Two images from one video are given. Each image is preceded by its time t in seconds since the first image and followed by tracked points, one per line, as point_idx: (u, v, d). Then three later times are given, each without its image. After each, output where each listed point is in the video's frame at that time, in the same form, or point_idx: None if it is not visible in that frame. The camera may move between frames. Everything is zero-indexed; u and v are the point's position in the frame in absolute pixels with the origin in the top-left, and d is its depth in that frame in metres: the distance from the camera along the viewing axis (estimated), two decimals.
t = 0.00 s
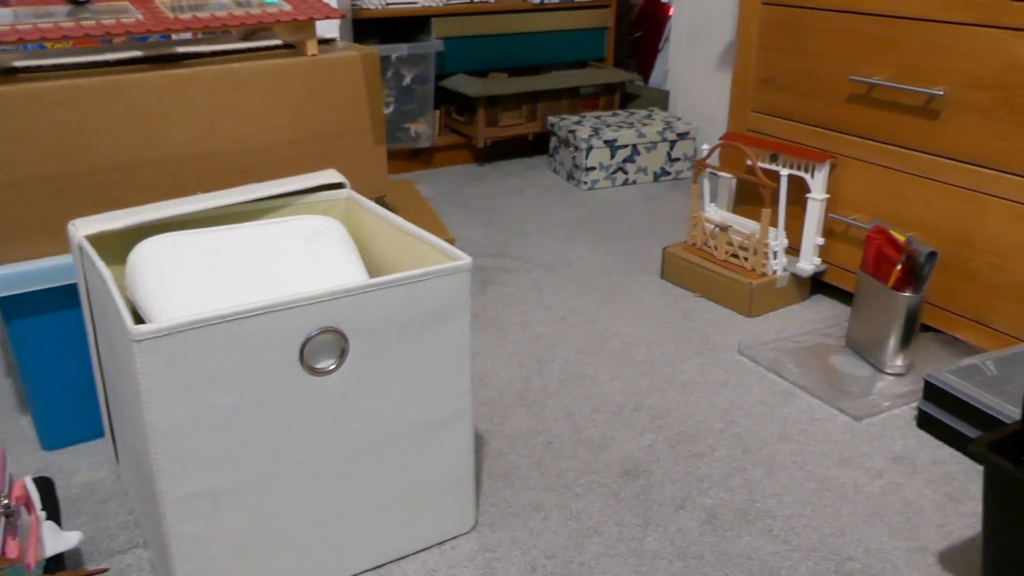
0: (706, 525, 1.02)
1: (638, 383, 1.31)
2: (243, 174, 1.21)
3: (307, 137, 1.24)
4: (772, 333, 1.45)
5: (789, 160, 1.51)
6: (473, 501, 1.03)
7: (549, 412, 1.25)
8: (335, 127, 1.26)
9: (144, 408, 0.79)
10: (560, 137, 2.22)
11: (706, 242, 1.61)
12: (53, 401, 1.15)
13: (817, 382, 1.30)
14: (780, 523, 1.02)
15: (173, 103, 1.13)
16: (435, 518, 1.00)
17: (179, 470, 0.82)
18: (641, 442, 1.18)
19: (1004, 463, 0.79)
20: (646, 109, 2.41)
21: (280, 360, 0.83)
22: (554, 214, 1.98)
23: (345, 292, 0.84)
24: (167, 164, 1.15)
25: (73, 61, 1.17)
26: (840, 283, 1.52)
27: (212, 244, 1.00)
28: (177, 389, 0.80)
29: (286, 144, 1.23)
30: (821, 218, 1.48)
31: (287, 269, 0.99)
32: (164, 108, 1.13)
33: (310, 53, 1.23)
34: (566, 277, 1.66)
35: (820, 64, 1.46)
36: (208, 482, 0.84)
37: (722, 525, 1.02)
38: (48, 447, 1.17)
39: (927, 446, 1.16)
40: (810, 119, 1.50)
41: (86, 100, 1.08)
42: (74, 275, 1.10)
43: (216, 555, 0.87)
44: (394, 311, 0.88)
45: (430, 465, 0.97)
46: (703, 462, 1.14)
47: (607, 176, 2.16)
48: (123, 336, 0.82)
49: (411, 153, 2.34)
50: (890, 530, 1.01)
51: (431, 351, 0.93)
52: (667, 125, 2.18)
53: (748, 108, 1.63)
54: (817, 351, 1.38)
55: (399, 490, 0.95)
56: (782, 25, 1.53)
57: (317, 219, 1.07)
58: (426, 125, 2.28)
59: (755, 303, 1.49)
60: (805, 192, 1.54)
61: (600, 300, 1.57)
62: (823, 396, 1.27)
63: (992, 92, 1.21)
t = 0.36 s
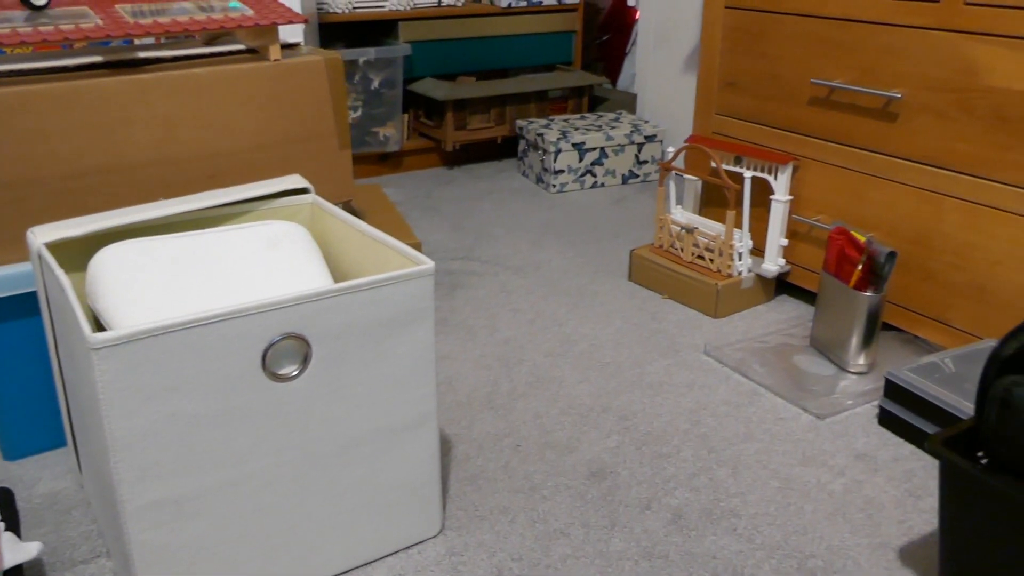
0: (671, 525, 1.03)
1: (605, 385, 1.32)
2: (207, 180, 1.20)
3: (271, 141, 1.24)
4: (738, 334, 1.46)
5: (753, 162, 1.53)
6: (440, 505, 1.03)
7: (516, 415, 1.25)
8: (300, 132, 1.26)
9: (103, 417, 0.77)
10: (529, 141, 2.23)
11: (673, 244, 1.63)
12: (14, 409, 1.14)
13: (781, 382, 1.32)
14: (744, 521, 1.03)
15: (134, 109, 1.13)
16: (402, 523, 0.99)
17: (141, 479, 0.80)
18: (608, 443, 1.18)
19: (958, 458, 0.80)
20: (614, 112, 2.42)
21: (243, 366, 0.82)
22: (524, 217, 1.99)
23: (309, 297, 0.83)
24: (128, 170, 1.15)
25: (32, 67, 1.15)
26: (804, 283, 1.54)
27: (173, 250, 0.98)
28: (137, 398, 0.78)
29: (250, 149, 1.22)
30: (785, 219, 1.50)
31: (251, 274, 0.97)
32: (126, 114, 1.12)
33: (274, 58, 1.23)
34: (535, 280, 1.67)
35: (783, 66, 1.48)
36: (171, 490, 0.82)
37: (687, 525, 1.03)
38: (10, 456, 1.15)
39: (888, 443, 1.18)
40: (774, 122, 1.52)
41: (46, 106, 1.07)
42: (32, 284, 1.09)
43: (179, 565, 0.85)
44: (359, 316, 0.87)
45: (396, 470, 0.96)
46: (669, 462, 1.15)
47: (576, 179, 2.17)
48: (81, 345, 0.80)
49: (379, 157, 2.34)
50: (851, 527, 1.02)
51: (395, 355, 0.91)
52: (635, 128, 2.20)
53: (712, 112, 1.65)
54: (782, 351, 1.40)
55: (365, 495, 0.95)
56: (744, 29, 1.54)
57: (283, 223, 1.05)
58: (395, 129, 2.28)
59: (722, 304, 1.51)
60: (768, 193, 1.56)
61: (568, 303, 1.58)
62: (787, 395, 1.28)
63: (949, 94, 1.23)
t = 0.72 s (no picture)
0: (647, 527, 1.03)
1: (582, 388, 1.32)
2: (179, 184, 1.20)
3: (243, 146, 1.24)
4: (714, 336, 1.47)
5: (728, 165, 1.54)
6: (417, 510, 1.03)
7: (493, 418, 1.25)
8: (272, 137, 1.26)
9: (74, 424, 0.76)
10: (507, 144, 2.23)
11: (650, 247, 1.63)
12: None
13: (757, 384, 1.32)
14: (719, 523, 1.04)
15: (105, 114, 1.12)
16: (378, 528, 0.99)
17: (112, 487, 0.79)
18: (585, 446, 1.19)
19: (927, 458, 0.81)
20: (592, 116, 2.43)
21: (215, 372, 0.81)
22: (503, 221, 1.99)
23: (281, 303, 0.83)
24: (99, 175, 1.14)
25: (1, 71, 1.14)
26: (779, 285, 1.55)
27: (144, 257, 0.97)
28: (107, 405, 0.77)
29: (222, 154, 1.22)
30: (760, 222, 1.51)
31: (224, 280, 0.97)
32: (96, 119, 1.12)
33: (246, 62, 1.23)
34: (513, 283, 1.67)
35: (757, 70, 1.49)
36: (143, 498, 0.81)
37: (663, 528, 1.03)
38: None
39: (862, 443, 1.19)
40: (749, 125, 1.53)
41: (15, 112, 1.06)
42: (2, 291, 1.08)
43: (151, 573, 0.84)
44: (332, 321, 0.87)
45: (370, 475, 0.95)
46: (646, 464, 1.15)
47: (554, 182, 2.18)
48: (50, 352, 0.79)
49: (357, 161, 2.33)
50: (825, 527, 1.03)
51: (369, 360, 0.91)
52: (612, 131, 2.21)
53: (687, 114, 1.66)
54: (757, 353, 1.41)
55: (340, 500, 0.94)
56: (718, 32, 1.55)
57: (256, 228, 1.05)
58: (372, 133, 2.28)
59: (698, 306, 1.52)
60: (743, 195, 1.58)
61: (546, 306, 1.58)
62: (762, 397, 1.29)
63: (919, 97, 1.24)
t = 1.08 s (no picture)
0: (639, 529, 1.04)
1: (573, 390, 1.32)
2: (169, 186, 1.20)
3: (233, 148, 1.23)
4: (705, 338, 1.48)
5: (719, 167, 1.55)
6: (408, 512, 1.02)
7: (485, 421, 1.25)
8: (262, 139, 1.25)
9: (63, 427, 0.75)
10: (498, 146, 2.23)
11: (641, 249, 1.64)
12: None
13: (748, 386, 1.33)
14: (711, 524, 1.04)
15: (94, 115, 1.12)
16: (369, 531, 0.98)
17: (102, 490, 0.79)
18: (576, 448, 1.19)
19: (916, 459, 0.81)
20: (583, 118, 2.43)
21: (206, 375, 0.81)
22: (494, 223, 1.99)
23: (272, 305, 0.82)
24: (88, 177, 1.13)
25: None
26: (770, 287, 1.56)
27: (134, 258, 0.96)
28: (96, 409, 0.76)
29: (212, 156, 1.22)
30: (751, 224, 1.51)
31: (215, 282, 0.96)
32: (85, 121, 1.11)
33: (237, 64, 1.23)
34: (505, 285, 1.67)
35: (747, 72, 1.50)
36: (133, 502, 0.81)
37: (655, 530, 1.03)
38: None
39: (852, 445, 1.19)
40: (739, 127, 1.54)
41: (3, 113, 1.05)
42: None
43: None
44: (323, 322, 0.87)
45: (361, 477, 0.95)
46: (637, 466, 1.15)
47: (545, 184, 2.18)
48: (39, 354, 0.79)
49: (348, 163, 2.33)
50: (816, 528, 1.03)
51: (360, 362, 0.90)
52: (604, 133, 2.21)
53: (677, 117, 1.67)
54: (748, 355, 1.41)
55: (331, 502, 0.94)
56: (708, 34, 1.56)
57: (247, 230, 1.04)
58: (363, 135, 2.28)
59: (689, 308, 1.52)
60: (734, 198, 1.58)
61: (537, 308, 1.58)
62: (753, 399, 1.30)
63: (908, 100, 1.25)
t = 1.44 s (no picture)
0: (642, 531, 1.04)
1: (576, 393, 1.32)
2: (172, 189, 1.20)
3: (236, 151, 1.23)
4: (708, 340, 1.48)
5: (721, 170, 1.55)
6: (412, 514, 1.02)
7: (487, 423, 1.25)
8: (265, 142, 1.26)
9: (68, 428, 0.76)
10: (500, 149, 2.24)
11: (644, 252, 1.64)
12: None
13: (750, 389, 1.33)
14: (714, 527, 1.04)
15: (97, 118, 1.12)
16: (373, 533, 0.98)
17: (106, 492, 0.79)
18: (579, 451, 1.19)
19: (919, 461, 0.81)
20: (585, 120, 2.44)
21: (210, 377, 0.81)
22: (496, 226, 2.00)
23: (276, 307, 0.83)
24: (92, 180, 1.14)
25: None
26: (773, 290, 1.56)
27: (138, 260, 0.97)
28: (101, 410, 0.77)
29: (215, 158, 1.22)
30: (753, 226, 1.52)
31: (218, 284, 0.96)
32: (89, 123, 1.12)
33: (240, 67, 1.23)
34: (507, 288, 1.67)
35: (749, 75, 1.50)
36: (137, 503, 0.81)
37: (658, 532, 1.03)
38: None
39: (855, 447, 1.19)
40: (741, 130, 1.54)
41: (7, 116, 1.06)
42: None
43: None
44: (326, 325, 0.87)
45: (365, 479, 0.95)
46: (640, 468, 1.15)
47: (547, 187, 2.19)
48: (44, 356, 0.79)
49: (350, 166, 2.33)
50: (818, 531, 1.03)
51: (364, 364, 0.91)
52: (605, 136, 2.21)
53: (679, 119, 1.67)
54: (751, 357, 1.42)
55: (334, 504, 0.94)
56: (709, 38, 1.56)
57: (251, 232, 1.05)
58: (365, 138, 2.28)
59: (692, 311, 1.52)
60: (736, 200, 1.59)
61: (539, 311, 1.59)
62: (755, 401, 1.30)
63: (911, 102, 1.25)
